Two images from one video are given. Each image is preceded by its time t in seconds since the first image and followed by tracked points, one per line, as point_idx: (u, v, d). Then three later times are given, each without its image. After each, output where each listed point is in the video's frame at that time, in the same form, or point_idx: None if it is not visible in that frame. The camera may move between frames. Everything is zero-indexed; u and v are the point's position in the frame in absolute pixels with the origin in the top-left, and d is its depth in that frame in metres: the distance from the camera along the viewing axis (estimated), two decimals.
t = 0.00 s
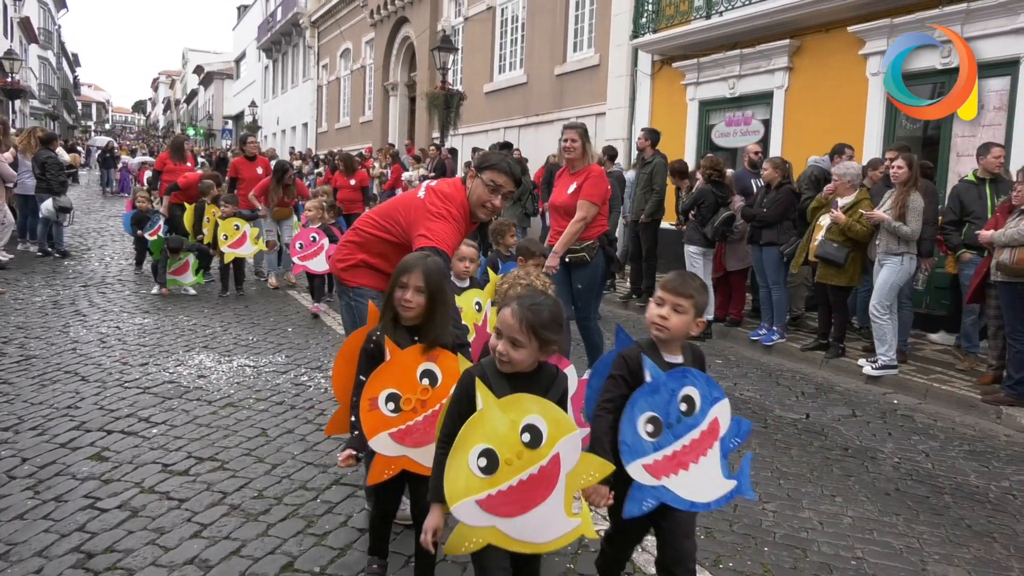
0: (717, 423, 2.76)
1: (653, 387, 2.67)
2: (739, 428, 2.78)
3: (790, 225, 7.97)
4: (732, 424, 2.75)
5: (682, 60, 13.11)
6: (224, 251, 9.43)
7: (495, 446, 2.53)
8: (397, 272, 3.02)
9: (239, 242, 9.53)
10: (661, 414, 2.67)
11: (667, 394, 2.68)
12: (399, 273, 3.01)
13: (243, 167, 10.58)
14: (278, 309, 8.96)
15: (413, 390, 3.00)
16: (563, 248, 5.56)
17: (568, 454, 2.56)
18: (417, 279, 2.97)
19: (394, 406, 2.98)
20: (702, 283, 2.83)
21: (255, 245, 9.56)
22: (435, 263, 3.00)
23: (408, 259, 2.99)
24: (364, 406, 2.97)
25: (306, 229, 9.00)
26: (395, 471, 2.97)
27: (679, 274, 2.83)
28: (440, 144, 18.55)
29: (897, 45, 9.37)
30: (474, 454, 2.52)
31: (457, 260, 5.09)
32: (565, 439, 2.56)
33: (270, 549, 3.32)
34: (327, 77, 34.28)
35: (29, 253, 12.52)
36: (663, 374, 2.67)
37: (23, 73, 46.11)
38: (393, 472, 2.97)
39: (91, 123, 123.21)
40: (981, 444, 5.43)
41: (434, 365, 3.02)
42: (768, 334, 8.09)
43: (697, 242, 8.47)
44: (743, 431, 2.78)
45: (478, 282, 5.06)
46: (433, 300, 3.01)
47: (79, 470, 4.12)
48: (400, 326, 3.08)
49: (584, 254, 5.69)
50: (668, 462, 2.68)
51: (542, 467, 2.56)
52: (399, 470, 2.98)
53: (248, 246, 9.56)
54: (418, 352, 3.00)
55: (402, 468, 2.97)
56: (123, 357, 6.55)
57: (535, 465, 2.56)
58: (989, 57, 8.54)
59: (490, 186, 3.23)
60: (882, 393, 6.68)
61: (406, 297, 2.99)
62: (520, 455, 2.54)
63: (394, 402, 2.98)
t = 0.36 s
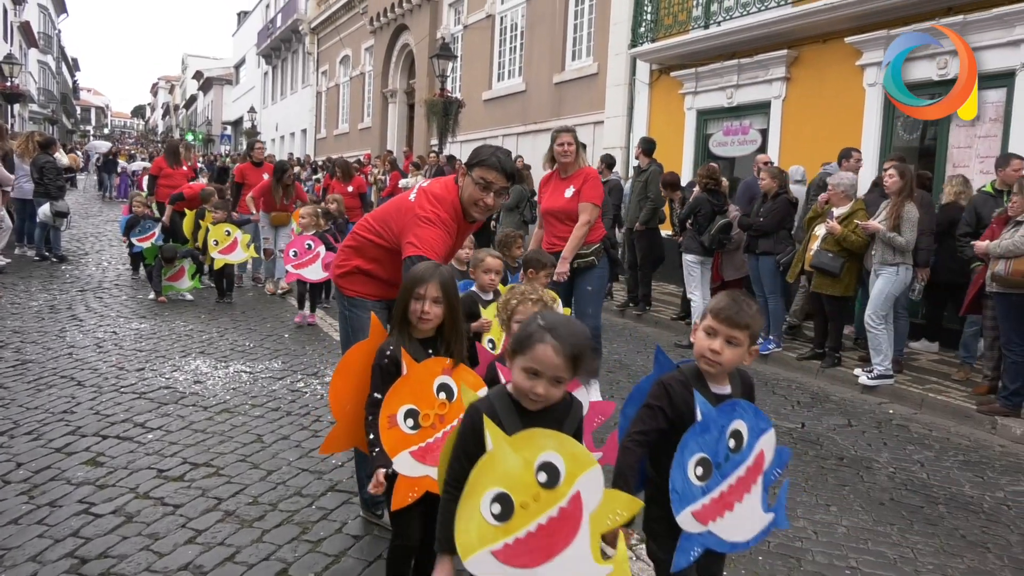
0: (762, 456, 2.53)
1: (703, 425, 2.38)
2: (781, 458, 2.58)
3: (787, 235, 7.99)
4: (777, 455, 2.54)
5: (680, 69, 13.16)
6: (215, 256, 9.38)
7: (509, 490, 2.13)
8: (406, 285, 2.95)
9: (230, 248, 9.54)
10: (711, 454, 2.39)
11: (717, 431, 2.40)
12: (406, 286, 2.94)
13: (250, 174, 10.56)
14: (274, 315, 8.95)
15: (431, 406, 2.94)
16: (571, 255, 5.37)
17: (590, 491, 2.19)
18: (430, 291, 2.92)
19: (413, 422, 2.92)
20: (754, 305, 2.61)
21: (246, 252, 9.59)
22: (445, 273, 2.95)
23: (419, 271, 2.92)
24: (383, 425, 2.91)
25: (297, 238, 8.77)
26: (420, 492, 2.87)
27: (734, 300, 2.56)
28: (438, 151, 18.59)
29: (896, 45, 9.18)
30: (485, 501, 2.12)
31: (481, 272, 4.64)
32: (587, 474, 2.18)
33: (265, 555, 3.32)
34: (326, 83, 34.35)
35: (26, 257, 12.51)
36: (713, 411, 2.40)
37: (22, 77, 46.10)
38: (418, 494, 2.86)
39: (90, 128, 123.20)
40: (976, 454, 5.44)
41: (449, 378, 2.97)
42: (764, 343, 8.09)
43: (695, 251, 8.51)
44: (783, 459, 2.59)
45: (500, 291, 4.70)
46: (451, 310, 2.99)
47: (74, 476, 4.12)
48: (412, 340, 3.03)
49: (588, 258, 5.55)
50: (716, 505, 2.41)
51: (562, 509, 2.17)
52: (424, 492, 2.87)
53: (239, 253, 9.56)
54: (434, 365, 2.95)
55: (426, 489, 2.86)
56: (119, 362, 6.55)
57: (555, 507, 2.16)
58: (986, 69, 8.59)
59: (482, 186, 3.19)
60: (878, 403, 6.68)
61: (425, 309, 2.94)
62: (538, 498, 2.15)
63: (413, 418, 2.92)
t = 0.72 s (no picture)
0: (813, 508, 2.34)
1: (754, 469, 2.20)
2: (830, 509, 2.40)
3: (785, 241, 8.01)
4: (828, 505, 2.36)
5: (677, 76, 13.19)
6: (210, 265, 9.22)
7: (572, 538, 1.97)
8: (403, 300, 2.91)
9: (227, 255, 9.38)
10: (764, 504, 2.21)
11: (768, 476, 2.22)
12: (406, 300, 2.91)
13: (251, 178, 10.50)
14: (272, 320, 8.95)
15: (429, 428, 2.80)
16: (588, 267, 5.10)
17: (659, 539, 2.05)
18: (430, 305, 2.90)
19: (410, 447, 2.76)
20: (793, 333, 2.49)
21: (241, 259, 9.39)
22: (444, 287, 2.93)
23: (418, 288, 2.89)
24: (380, 450, 2.73)
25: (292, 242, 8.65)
26: (411, 518, 2.77)
27: (771, 330, 2.43)
28: (436, 157, 18.62)
29: (896, 44, 9.18)
30: (547, 550, 1.95)
31: (520, 281, 4.53)
32: (652, 521, 2.05)
33: (261, 561, 3.31)
34: (325, 88, 34.38)
35: (23, 261, 12.49)
36: (763, 452, 2.23)
37: (19, 80, 46.04)
38: (410, 520, 2.76)
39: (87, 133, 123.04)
40: (972, 461, 5.45)
41: (448, 399, 2.85)
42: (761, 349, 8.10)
43: (693, 257, 8.42)
44: (833, 512, 2.41)
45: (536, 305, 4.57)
46: (448, 329, 2.96)
47: (69, 481, 4.11)
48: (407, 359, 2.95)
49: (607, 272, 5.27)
50: (776, 565, 2.20)
51: (629, 561, 2.02)
52: (415, 517, 2.78)
53: (235, 261, 9.39)
54: (433, 386, 2.82)
55: (418, 514, 2.78)
56: (116, 367, 6.54)
57: (622, 559, 2.01)
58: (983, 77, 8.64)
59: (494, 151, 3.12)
60: (874, 409, 6.69)
61: (424, 326, 2.90)
62: (602, 548, 1.99)
63: (411, 442, 2.77)
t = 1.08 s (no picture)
0: None
1: (831, 537, 1.82)
2: None
3: (778, 247, 8.04)
4: None
5: (670, 82, 13.23)
6: (204, 270, 9.15)
7: None
8: (408, 316, 2.78)
9: (221, 261, 9.32)
10: None
11: (848, 548, 1.82)
12: (410, 318, 2.78)
13: (239, 184, 10.37)
14: (265, 326, 8.92)
15: (438, 439, 2.76)
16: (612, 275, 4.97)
17: None
18: (433, 328, 2.77)
19: (418, 455, 2.69)
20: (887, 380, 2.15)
21: (236, 265, 9.31)
22: (452, 302, 2.84)
23: (426, 309, 2.77)
24: (388, 455, 2.63)
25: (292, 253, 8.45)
26: (420, 538, 2.65)
27: (856, 371, 2.13)
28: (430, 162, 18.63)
29: (897, 44, 8.97)
30: None
31: (536, 298, 4.61)
32: None
33: (253, 567, 3.30)
34: (318, 93, 34.40)
35: (14, 266, 12.43)
36: (843, 518, 1.83)
37: (11, 84, 45.86)
38: (419, 539, 2.64)
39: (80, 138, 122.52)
40: (963, 465, 5.46)
41: (457, 412, 2.84)
42: (753, 354, 8.12)
43: (686, 262, 8.40)
44: None
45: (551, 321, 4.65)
46: (451, 354, 2.84)
47: (60, 487, 4.09)
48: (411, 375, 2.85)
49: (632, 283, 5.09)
50: None
51: None
52: (424, 538, 2.67)
53: (229, 267, 9.32)
54: (446, 395, 2.78)
55: (427, 534, 2.67)
56: (107, 373, 6.52)
57: None
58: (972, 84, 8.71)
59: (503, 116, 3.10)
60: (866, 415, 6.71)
61: (423, 353, 2.77)
62: None
63: (419, 451, 2.70)
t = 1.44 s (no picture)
0: None
1: None
2: None
3: (771, 251, 8.07)
4: None
5: (662, 87, 13.27)
6: (194, 275, 9.11)
7: None
8: (436, 334, 2.60)
9: (211, 267, 9.26)
10: None
11: None
12: (437, 338, 2.59)
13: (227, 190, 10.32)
14: (257, 331, 8.90)
15: (469, 460, 2.60)
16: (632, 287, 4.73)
17: None
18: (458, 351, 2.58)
19: (446, 475, 2.53)
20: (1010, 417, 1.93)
21: (227, 270, 9.26)
22: (482, 320, 2.63)
23: (455, 329, 2.58)
24: (413, 471, 2.47)
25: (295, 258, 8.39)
26: (444, 564, 2.49)
27: (987, 415, 1.90)
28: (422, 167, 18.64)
29: (896, 44, 8.86)
30: None
31: (557, 308, 4.11)
32: None
33: (246, 573, 3.29)
34: (310, 98, 34.34)
35: (4, 272, 12.36)
36: None
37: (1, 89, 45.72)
38: (442, 566, 2.48)
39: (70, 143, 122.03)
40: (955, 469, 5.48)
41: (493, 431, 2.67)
42: (746, 358, 8.14)
43: (678, 267, 8.39)
44: None
45: (574, 331, 4.18)
46: (482, 377, 2.64)
47: (52, 494, 4.07)
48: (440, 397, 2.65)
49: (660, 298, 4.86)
50: None
51: None
52: (448, 564, 2.50)
53: (221, 271, 9.26)
54: (480, 414, 2.62)
55: (451, 561, 2.50)
56: (99, 378, 6.49)
57: None
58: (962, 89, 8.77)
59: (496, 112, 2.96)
60: (858, 418, 6.72)
61: (450, 377, 2.60)
62: None
63: (448, 470, 2.53)
